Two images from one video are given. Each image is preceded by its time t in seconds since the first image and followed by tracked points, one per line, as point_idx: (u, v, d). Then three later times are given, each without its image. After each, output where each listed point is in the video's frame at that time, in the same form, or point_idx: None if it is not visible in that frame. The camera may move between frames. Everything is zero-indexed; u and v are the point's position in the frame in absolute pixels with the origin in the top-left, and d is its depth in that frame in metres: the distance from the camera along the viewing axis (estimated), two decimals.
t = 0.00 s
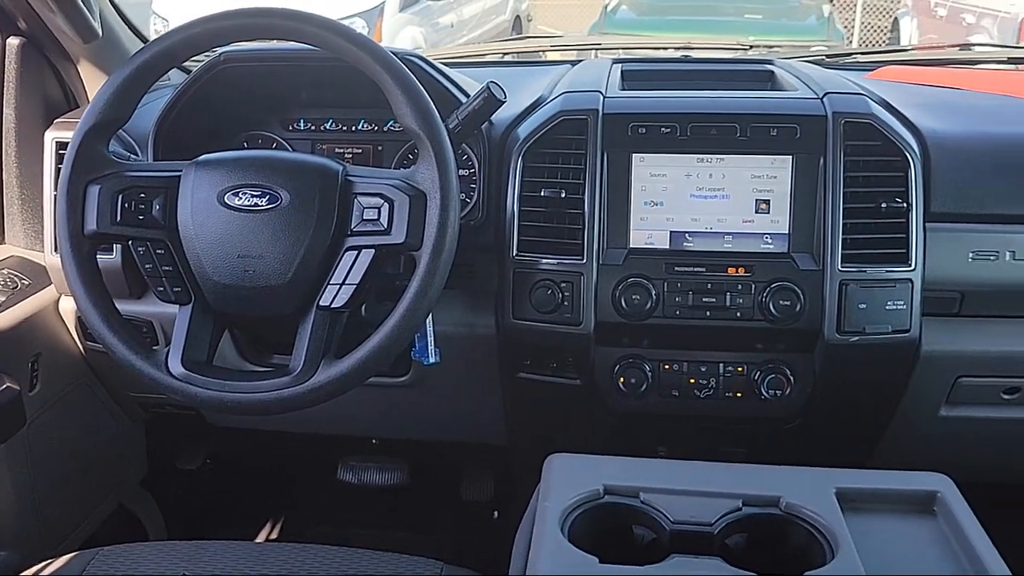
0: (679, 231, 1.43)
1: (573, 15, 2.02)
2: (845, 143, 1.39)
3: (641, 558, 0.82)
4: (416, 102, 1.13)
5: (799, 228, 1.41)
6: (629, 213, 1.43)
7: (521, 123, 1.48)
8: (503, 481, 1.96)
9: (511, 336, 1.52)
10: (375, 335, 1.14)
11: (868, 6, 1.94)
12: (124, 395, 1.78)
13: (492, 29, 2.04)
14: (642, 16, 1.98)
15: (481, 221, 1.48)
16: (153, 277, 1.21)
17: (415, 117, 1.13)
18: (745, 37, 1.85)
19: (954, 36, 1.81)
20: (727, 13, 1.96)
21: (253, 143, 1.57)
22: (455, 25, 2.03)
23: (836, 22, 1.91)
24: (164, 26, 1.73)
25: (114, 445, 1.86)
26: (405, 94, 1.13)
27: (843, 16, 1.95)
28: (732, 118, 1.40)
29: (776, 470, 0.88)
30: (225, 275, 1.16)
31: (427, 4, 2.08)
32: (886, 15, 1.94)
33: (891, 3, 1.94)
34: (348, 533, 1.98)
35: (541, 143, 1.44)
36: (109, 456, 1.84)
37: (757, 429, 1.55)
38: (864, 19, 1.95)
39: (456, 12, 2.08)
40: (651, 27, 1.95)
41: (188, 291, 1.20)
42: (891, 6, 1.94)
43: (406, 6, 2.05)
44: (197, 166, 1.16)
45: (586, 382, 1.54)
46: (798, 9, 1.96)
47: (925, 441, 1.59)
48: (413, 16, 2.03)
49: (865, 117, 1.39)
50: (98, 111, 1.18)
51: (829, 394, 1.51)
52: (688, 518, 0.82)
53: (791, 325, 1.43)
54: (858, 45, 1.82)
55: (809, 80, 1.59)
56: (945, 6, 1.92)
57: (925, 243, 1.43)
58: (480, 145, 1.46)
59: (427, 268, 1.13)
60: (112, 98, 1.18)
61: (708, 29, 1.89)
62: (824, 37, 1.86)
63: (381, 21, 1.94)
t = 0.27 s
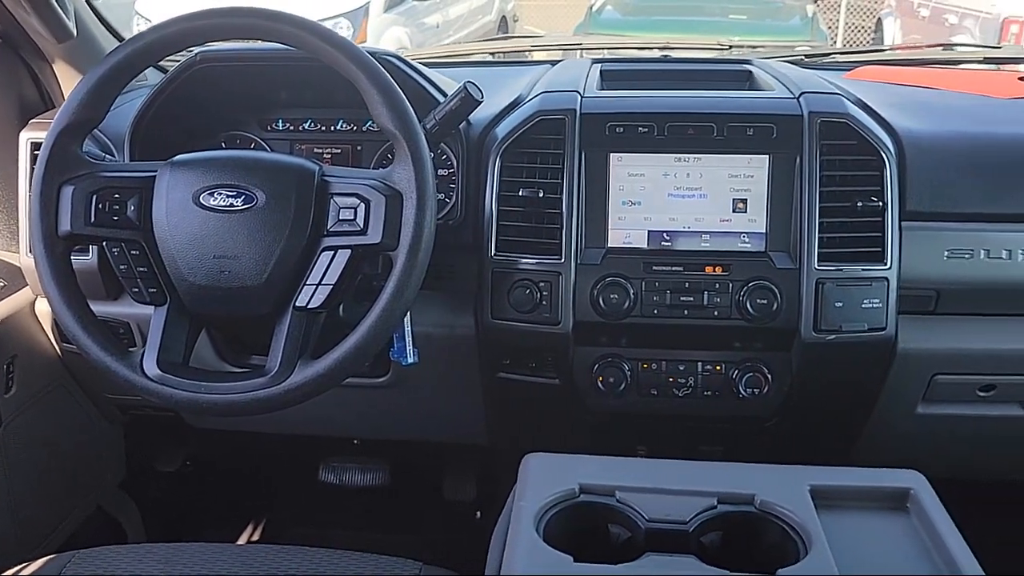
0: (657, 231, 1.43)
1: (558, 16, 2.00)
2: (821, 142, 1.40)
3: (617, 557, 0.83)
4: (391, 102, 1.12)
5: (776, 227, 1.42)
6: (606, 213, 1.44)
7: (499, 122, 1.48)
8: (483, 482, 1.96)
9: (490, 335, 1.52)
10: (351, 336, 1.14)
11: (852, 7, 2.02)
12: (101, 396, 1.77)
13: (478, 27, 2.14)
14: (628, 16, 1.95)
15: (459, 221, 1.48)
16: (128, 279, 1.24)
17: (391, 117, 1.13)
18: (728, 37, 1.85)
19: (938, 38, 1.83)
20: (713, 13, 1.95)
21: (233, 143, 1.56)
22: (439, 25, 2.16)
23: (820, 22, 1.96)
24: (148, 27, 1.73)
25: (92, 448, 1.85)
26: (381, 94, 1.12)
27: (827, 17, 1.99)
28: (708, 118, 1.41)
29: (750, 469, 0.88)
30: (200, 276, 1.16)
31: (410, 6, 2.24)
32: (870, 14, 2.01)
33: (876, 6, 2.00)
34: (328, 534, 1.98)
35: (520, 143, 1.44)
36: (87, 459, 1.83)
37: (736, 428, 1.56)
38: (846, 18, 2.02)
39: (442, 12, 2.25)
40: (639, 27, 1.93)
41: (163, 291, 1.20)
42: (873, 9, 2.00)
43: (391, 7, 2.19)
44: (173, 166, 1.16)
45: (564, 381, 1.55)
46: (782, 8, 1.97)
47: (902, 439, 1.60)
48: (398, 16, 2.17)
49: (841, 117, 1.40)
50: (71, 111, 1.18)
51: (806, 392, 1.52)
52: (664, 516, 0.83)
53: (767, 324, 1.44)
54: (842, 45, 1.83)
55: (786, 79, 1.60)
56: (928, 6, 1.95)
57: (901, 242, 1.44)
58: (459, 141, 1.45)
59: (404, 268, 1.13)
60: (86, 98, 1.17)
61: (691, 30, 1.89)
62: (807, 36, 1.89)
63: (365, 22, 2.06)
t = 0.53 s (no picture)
0: (638, 231, 1.43)
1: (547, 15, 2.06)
2: (800, 143, 1.41)
3: (595, 556, 0.83)
4: (370, 103, 1.12)
5: (756, 227, 1.42)
6: (587, 213, 1.44)
7: (480, 123, 1.48)
8: (466, 482, 1.96)
9: (471, 336, 1.53)
10: (331, 337, 1.14)
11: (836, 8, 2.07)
12: (81, 398, 1.76)
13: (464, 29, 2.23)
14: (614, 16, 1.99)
15: (440, 222, 1.48)
16: (106, 280, 1.22)
17: (369, 118, 1.13)
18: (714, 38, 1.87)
19: (918, 41, 1.84)
20: (699, 14, 2.00)
21: (212, 144, 1.55)
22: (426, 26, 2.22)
23: (806, 23, 2.00)
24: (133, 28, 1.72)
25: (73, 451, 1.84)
26: (359, 95, 1.12)
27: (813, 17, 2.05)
28: (688, 118, 1.41)
29: (729, 468, 0.89)
30: (179, 277, 1.16)
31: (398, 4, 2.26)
32: (854, 17, 2.06)
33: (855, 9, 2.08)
34: (311, 536, 1.97)
35: (500, 143, 1.44)
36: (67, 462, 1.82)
37: (717, 427, 1.56)
38: (832, 18, 2.07)
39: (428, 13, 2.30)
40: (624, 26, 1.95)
41: (141, 292, 1.20)
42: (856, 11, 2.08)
43: (377, 7, 2.18)
44: (150, 167, 1.16)
45: (546, 381, 1.55)
46: (768, 8, 2.04)
47: (882, 437, 1.61)
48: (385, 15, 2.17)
49: (819, 117, 1.41)
50: (48, 112, 1.17)
51: (786, 391, 1.53)
52: (642, 515, 0.83)
53: (747, 323, 1.44)
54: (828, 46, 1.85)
55: (766, 80, 1.60)
56: (912, 7, 2.06)
57: (879, 241, 1.45)
58: (440, 142, 1.45)
59: (383, 269, 1.12)
60: (62, 99, 1.16)
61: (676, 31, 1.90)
62: (792, 37, 1.93)
63: (350, 21, 2.05)
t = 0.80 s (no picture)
0: (619, 231, 1.43)
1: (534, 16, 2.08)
2: (780, 142, 1.42)
3: (575, 555, 0.83)
4: (349, 103, 1.12)
5: (737, 226, 1.43)
6: (569, 213, 1.44)
7: (461, 123, 1.48)
8: (451, 483, 1.95)
9: (454, 336, 1.53)
10: (312, 338, 1.14)
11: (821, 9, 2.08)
12: (61, 401, 1.75)
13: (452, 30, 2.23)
14: (600, 16, 1.99)
15: (422, 222, 1.47)
16: (83, 281, 1.21)
17: (349, 118, 1.12)
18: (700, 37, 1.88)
19: (905, 41, 1.86)
20: (686, 14, 1.99)
21: (193, 145, 1.54)
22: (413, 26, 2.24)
23: (790, 24, 1.99)
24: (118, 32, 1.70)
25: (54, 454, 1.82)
26: (339, 95, 1.12)
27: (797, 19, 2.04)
28: (669, 118, 1.42)
29: (709, 467, 0.89)
30: (158, 278, 1.16)
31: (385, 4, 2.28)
32: (839, 18, 2.07)
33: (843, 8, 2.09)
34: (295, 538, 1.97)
35: (482, 143, 1.44)
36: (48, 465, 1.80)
37: (699, 426, 1.57)
38: (817, 18, 2.08)
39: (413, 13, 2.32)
40: (611, 27, 1.95)
41: (120, 294, 1.19)
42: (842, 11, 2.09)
43: (364, 8, 2.20)
44: (129, 168, 1.15)
45: (529, 381, 1.55)
46: (753, 10, 2.02)
47: (864, 435, 1.62)
48: (371, 16, 2.18)
49: (799, 117, 1.41)
50: (25, 112, 1.16)
51: (768, 390, 1.53)
52: (622, 515, 0.83)
53: (729, 322, 1.45)
54: (813, 46, 1.86)
55: (746, 80, 1.61)
56: (895, 7, 2.08)
57: (859, 240, 1.46)
58: (421, 142, 1.46)
59: (363, 269, 1.12)
60: (39, 100, 1.16)
61: (661, 31, 1.91)
62: (778, 37, 1.93)
63: (337, 21, 2.08)
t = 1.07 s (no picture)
0: (603, 231, 1.44)
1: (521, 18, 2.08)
2: (763, 142, 1.42)
3: (559, 555, 0.83)
4: (332, 103, 1.12)
5: (721, 226, 1.43)
6: (553, 213, 1.44)
7: (445, 123, 1.48)
8: (438, 484, 1.95)
9: (439, 336, 1.53)
10: (296, 338, 1.13)
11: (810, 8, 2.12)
12: (44, 403, 1.74)
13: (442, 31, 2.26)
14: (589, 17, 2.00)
15: (406, 222, 1.47)
16: (65, 283, 1.21)
17: (332, 118, 1.12)
18: (688, 37, 1.89)
19: (892, 41, 1.87)
20: (675, 14, 2.02)
21: (177, 146, 1.54)
22: (403, 26, 2.24)
23: (777, 24, 2.00)
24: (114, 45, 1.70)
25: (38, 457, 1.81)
26: (321, 95, 1.12)
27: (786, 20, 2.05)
28: (653, 118, 1.42)
29: (692, 466, 0.89)
30: (140, 280, 1.16)
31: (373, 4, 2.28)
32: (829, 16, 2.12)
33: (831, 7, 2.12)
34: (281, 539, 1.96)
35: (466, 143, 1.44)
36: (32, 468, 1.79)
37: (684, 425, 1.57)
38: (805, 18, 2.13)
39: (404, 12, 2.32)
40: (600, 27, 1.97)
41: (102, 295, 1.19)
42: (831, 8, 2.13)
43: (353, 8, 2.19)
44: (110, 168, 1.15)
45: (513, 381, 1.55)
46: (741, 9, 2.04)
47: (849, 434, 1.63)
48: (361, 16, 2.17)
49: (782, 117, 1.42)
50: (5, 113, 1.16)
51: (753, 389, 1.54)
52: (605, 514, 0.83)
53: (712, 322, 1.45)
54: (802, 46, 1.88)
55: (730, 80, 1.61)
56: (884, 7, 2.08)
57: (842, 240, 1.46)
58: (406, 142, 1.46)
59: (346, 270, 1.12)
60: (20, 101, 1.15)
61: (648, 31, 1.92)
62: (766, 37, 1.94)
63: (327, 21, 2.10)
